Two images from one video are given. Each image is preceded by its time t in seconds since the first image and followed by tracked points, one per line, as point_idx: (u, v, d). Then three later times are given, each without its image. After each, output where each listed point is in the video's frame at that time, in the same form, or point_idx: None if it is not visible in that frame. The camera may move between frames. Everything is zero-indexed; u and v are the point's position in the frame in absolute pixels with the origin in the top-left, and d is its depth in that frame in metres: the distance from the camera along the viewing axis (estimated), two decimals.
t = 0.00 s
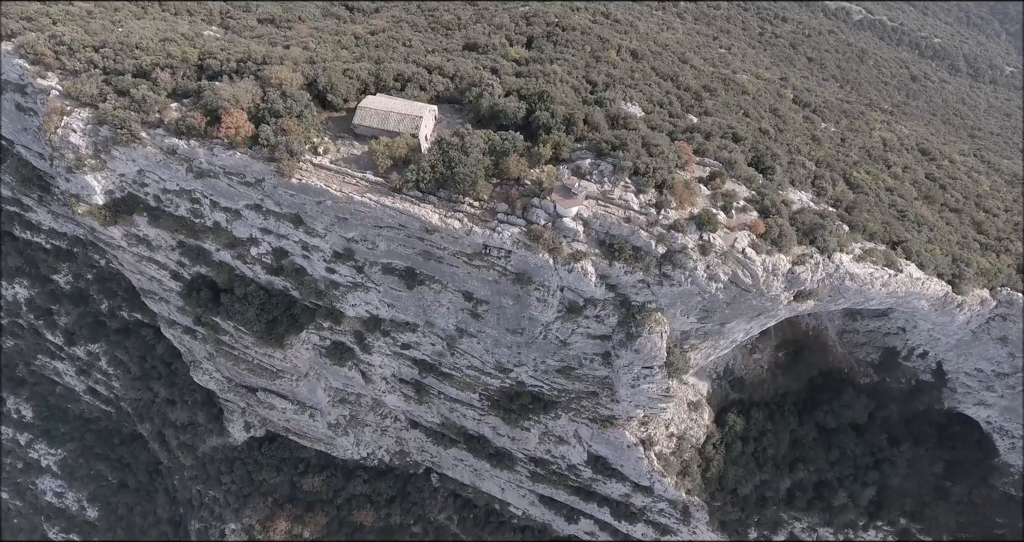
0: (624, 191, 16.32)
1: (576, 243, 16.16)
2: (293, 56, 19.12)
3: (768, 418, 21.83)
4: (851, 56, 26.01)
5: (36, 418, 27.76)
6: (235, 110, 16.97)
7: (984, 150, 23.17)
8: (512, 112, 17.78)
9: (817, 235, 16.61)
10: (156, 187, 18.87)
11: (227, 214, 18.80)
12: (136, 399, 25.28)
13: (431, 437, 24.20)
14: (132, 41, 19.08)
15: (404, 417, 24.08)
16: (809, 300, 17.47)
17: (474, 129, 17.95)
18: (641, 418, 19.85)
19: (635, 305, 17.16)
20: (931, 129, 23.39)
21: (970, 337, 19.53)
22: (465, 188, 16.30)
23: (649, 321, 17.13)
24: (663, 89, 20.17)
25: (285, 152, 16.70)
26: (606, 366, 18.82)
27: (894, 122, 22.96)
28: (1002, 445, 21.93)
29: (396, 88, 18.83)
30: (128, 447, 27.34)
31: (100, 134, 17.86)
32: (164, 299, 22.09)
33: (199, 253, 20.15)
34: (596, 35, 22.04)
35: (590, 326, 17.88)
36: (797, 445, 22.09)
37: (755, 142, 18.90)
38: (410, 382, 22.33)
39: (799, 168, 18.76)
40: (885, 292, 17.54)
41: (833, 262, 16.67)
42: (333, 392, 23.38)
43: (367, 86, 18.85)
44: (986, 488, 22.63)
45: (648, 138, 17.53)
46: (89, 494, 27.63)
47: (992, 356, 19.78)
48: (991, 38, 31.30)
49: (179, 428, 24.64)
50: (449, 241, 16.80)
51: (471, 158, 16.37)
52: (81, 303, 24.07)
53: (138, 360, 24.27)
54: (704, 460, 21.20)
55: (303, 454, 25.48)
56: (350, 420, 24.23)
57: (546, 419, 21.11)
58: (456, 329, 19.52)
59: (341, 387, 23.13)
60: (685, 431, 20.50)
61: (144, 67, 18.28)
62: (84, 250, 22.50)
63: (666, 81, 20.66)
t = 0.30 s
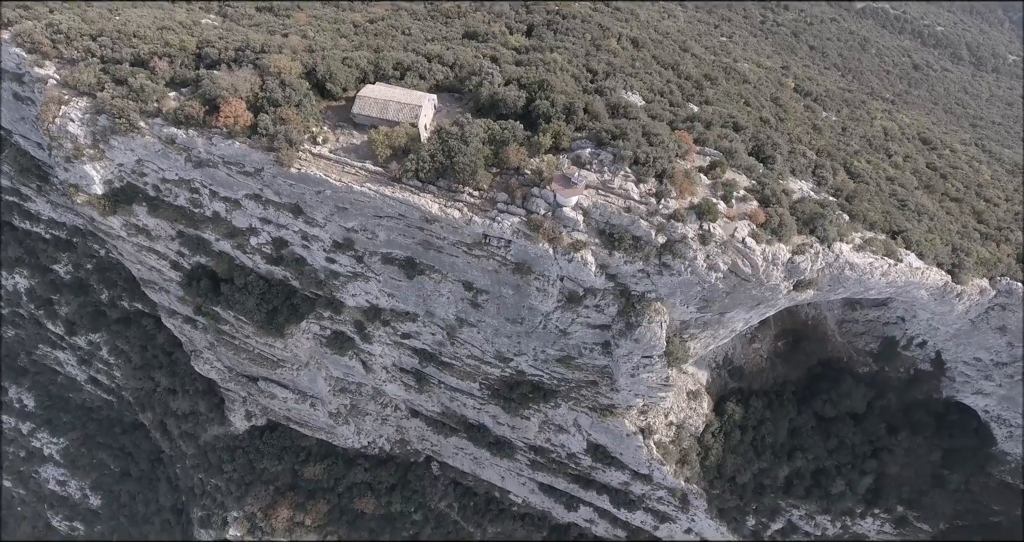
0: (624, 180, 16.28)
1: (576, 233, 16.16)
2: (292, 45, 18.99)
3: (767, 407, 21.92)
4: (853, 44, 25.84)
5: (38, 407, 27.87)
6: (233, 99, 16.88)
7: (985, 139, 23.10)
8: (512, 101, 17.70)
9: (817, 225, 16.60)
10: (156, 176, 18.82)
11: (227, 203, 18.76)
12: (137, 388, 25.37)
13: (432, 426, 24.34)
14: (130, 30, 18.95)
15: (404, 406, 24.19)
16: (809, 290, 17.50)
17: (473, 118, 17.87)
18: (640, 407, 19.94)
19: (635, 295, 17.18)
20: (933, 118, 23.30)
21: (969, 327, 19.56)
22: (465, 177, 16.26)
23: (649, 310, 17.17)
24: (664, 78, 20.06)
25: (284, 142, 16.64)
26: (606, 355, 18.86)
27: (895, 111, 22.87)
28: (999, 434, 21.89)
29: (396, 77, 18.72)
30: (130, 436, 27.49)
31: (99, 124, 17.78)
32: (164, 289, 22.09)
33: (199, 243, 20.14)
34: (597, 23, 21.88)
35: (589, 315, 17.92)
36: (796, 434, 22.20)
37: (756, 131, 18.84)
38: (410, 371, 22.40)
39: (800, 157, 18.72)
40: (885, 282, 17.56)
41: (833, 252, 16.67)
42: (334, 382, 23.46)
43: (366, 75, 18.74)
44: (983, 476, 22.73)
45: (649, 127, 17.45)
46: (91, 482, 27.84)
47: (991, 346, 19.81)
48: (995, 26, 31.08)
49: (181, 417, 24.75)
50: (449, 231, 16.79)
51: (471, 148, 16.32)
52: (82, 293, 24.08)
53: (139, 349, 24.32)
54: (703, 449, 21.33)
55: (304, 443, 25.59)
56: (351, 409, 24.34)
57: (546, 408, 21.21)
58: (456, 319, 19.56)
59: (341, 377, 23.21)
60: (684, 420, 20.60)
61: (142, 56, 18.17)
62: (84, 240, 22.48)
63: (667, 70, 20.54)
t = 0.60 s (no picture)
0: (624, 165, 16.22)
1: (576, 218, 16.15)
2: (290, 29, 18.82)
3: (766, 392, 22.04)
4: (857, 29, 25.61)
5: (40, 392, 28.00)
6: (232, 83, 16.77)
7: (988, 124, 22.97)
8: (513, 86, 17.59)
9: (817, 211, 16.58)
10: (155, 162, 18.76)
11: (226, 189, 18.71)
12: (139, 374, 25.48)
13: (432, 411, 24.50)
14: (126, 14, 18.80)
15: (405, 391, 24.31)
16: (808, 276, 17.52)
17: (474, 103, 17.77)
18: (639, 392, 20.08)
19: (635, 280, 17.20)
20: (936, 103, 23.17)
21: (968, 313, 19.60)
22: (465, 163, 16.20)
23: (648, 296, 17.20)
24: (666, 62, 19.92)
25: (284, 127, 16.57)
26: (605, 341, 18.93)
27: (898, 96, 22.75)
28: (996, 418, 22.06)
29: (395, 62, 18.58)
30: (133, 421, 27.68)
31: (96, 109, 17.66)
32: (165, 275, 22.11)
33: (198, 229, 20.13)
34: (598, 7, 21.70)
35: (589, 301, 17.96)
36: (794, 419, 22.34)
37: (757, 117, 18.73)
38: (411, 357, 22.48)
39: (801, 143, 18.66)
40: (885, 268, 17.58)
41: (833, 238, 16.66)
42: (335, 367, 23.56)
43: (365, 59, 18.59)
44: (979, 460, 22.89)
45: (650, 112, 17.34)
46: (95, 466, 28.13)
47: (990, 332, 19.85)
48: (999, 10, 30.77)
49: (183, 402, 24.88)
50: (449, 216, 16.77)
51: (471, 133, 16.24)
52: (82, 279, 24.08)
53: (140, 334, 24.40)
54: (701, 433, 21.51)
55: (305, 428, 25.78)
56: (352, 394, 24.50)
57: (546, 393, 21.32)
58: (456, 304, 19.59)
59: (342, 362, 23.29)
60: (683, 405, 20.74)
61: (139, 40, 18.03)
62: (83, 226, 22.41)
63: (668, 54, 20.39)
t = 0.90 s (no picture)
0: (625, 153, 16.16)
1: (576, 206, 16.12)
2: (289, 14, 18.67)
3: (764, 379, 22.13)
4: (859, 15, 25.39)
5: (42, 379, 28.15)
6: (230, 70, 16.67)
7: (990, 111, 22.85)
8: (513, 72, 17.47)
9: (818, 198, 16.55)
10: (153, 149, 18.69)
11: (225, 176, 18.66)
12: (140, 360, 25.60)
13: (433, 398, 24.63)
14: None
15: (405, 378, 24.42)
16: (808, 263, 17.52)
17: (473, 90, 17.66)
18: (639, 379, 20.17)
19: (635, 268, 17.18)
20: (938, 90, 23.03)
21: (967, 301, 19.62)
22: (465, 150, 16.15)
23: (648, 283, 17.22)
24: (667, 48, 19.78)
25: (282, 114, 16.48)
26: (605, 328, 18.98)
27: (900, 83, 22.61)
28: (994, 405, 22.17)
29: (394, 48, 18.44)
30: (135, 407, 27.85)
31: (94, 95, 17.56)
32: (165, 262, 22.12)
33: (198, 216, 20.12)
34: None
35: (589, 289, 17.99)
36: (792, 406, 22.47)
37: (759, 103, 18.63)
38: (411, 344, 22.56)
39: (802, 130, 18.59)
40: (885, 255, 17.57)
41: (833, 225, 16.64)
42: (335, 354, 23.65)
43: (364, 46, 18.45)
44: (976, 447, 23.05)
45: (651, 98, 17.23)
46: (98, 452, 28.39)
47: (989, 319, 19.89)
48: None
49: (184, 389, 25.02)
50: (449, 204, 16.74)
51: (471, 119, 16.17)
52: (82, 266, 24.09)
53: (141, 322, 24.47)
54: (700, 420, 21.66)
55: (306, 414, 25.95)
56: (353, 381, 24.62)
57: (546, 380, 21.42)
58: (457, 292, 19.62)
59: (342, 349, 23.38)
60: (682, 391, 20.85)
61: (136, 26, 17.87)
62: (83, 213, 22.39)
63: (669, 40, 20.23)
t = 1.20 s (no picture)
0: (626, 138, 16.08)
1: (576, 191, 16.09)
2: None
3: (763, 364, 22.18)
4: None
5: (44, 365, 28.27)
6: (228, 54, 16.52)
7: (993, 96, 22.72)
8: (513, 56, 17.32)
9: (818, 184, 16.53)
10: (151, 134, 18.58)
11: (224, 162, 18.58)
12: (142, 346, 25.68)
13: (433, 384, 24.76)
14: None
15: (406, 363, 24.52)
16: (808, 249, 17.52)
17: (473, 74, 17.54)
18: (639, 364, 20.26)
19: (635, 253, 17.18)
20: (941, 74, 22.87)
21: (967, 287, 19.63)
22: (465, 135, 16.07)
23: (648, 269, 17.24)
24: (668, 32, 19.61)
25: (281, 98, 16.36)
26: (605, 314, 19.02)
27: (903, 67, 22.46)
28: (991, 390, 22.25)
29: (393, 31, 18.28)
30: (136, 393, 28.01)
31: (91, 80, 17.42)
32: (165, 249, 22.11)
33: (197, 202, 20.06)
34: None
35: (589, 274, 18.01)
36: (791, 392, 22.58)
37: (761, 88, 18.50)
38: (412, 330, 22.62)
39: (804, 115, 18.49)
40: (885, 241, 17.57)
41: (833, 211, 16.62)
42: (336, 339, 23.72)
43: (363, 29, 18.27)
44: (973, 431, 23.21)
45: (652, 83, 17.10)
46: (101, 437, 28.63)
47: (988, 305, 19.93)
48: None
49: (186, 374, 25.14)
50: (449, 189, 16.69)
51: (471, 104, 16.07)
52: (82, 252, 24.06)
53: (142, 307, 24.50)
54: (699, 405, 21.79)
55: (307, 400, 26.08)
56: (354, 367, 24.74)
57: (546, 365, 21.50)
58: (457, 278, 19.64)
59: (343, 334, 23.42)
60: (681, 376, 20.95)
61: (132, 10, 17.66)
62: (82, 198, 22.32)
63: (671, 24, 20.05)
